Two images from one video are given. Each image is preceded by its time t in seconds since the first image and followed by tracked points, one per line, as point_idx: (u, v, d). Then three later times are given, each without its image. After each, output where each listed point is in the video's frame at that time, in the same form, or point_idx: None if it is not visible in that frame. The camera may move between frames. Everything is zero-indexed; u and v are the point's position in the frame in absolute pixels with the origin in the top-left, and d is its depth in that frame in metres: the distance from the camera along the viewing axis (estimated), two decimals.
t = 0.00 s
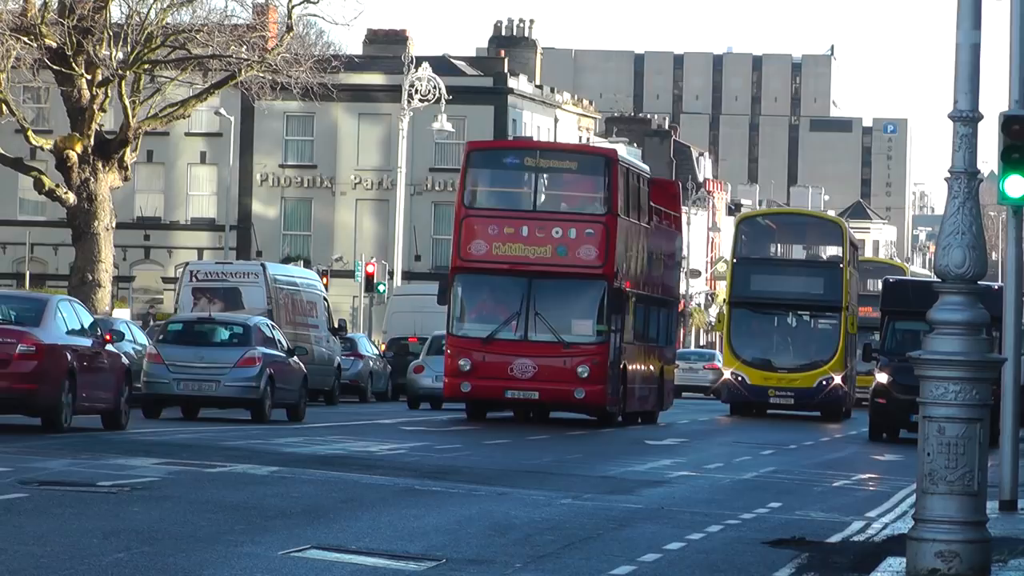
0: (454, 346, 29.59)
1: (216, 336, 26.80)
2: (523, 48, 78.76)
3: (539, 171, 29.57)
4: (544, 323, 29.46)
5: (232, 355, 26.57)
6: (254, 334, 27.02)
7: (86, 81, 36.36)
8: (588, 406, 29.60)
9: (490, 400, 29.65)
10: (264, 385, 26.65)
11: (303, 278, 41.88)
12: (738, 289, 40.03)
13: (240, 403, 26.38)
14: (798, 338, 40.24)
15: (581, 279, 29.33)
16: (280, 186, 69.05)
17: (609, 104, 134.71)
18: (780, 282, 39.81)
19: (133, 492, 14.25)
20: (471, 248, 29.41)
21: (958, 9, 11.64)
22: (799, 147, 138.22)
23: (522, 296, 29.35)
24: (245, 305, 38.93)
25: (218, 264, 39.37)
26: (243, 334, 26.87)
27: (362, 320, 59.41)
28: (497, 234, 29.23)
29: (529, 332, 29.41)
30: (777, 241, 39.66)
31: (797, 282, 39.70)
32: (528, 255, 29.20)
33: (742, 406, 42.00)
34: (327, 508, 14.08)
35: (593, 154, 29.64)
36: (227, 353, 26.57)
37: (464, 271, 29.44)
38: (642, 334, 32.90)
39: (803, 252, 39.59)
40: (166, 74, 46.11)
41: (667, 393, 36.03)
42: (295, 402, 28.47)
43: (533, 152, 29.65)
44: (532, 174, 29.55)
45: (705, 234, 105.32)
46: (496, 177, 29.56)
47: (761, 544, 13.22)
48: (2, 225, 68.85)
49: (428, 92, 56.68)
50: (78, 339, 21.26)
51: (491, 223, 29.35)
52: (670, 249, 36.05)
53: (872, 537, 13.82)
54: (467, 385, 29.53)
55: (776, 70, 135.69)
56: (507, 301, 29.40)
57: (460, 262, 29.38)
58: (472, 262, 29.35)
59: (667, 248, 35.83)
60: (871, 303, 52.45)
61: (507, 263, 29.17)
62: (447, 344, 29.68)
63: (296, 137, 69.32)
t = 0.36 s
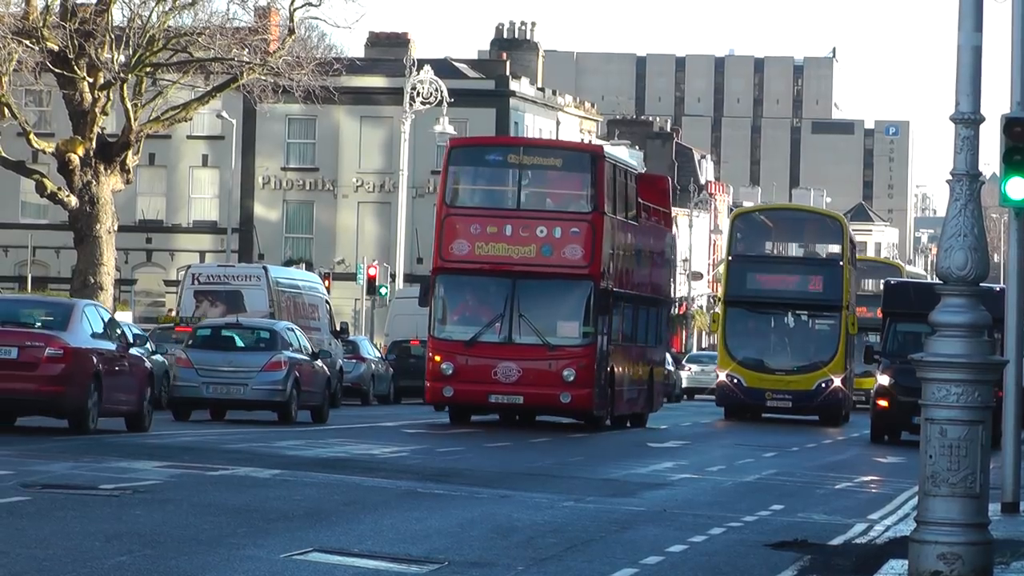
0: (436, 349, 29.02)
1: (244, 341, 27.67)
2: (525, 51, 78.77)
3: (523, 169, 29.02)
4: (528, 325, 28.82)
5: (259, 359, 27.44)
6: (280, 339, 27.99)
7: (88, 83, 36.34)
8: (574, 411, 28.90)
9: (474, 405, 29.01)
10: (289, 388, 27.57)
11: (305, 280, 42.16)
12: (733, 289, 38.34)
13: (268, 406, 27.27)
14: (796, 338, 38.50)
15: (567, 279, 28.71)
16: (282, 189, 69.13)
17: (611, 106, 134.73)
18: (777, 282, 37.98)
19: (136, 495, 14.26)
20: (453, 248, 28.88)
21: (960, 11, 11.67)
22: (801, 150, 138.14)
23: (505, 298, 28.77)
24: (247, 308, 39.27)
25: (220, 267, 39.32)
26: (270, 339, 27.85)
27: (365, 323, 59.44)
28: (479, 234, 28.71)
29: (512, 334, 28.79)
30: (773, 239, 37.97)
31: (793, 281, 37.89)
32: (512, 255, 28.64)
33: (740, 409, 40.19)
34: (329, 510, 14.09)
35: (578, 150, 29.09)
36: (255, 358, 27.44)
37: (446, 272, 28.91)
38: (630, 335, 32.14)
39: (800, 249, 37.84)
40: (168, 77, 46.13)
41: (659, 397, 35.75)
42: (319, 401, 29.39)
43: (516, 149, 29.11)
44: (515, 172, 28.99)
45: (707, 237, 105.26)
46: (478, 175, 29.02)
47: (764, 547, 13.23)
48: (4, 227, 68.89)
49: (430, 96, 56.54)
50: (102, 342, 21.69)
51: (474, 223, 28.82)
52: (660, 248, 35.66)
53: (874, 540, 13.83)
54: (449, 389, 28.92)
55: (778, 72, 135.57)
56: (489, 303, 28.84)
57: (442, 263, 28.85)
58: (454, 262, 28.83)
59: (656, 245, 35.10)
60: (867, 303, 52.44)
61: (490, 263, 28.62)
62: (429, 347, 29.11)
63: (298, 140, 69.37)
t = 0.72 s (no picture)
0: (416, 354, 28.03)
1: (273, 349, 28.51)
2: (526, 56, 78.78)
3: (508, 167, 28.33)
4: (513, 329, 27.93)
5: (287, 366, 28.22)
6: (307, 347, 28.76)
7: (90, 90, 36.28)
8: (560, 418, 27.97)
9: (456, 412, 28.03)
10: (317, 395, 28.31)
11: (307, 287, 42.27)
12: (725, 289, 37.18)
13: (295, 411, 28.01)
14: (792, 341, 37.26)
15: (553, 282, 27.91)
16: (283, 196, 69.23)
17: (612, 111, 134.83)
18: (773, 282, 36.78)
19: (138, 502, 14.24)
20: (435, 249, 28.09)
21: (960, 16, 11.72)
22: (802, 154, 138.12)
23: (489, 301, 27.90)
24: (249, 314, 39.36)
25: (222, 273, 39.35)
26: (298, 347, 28.68)
27: (366, 329, 59.42)
28: (462, 234, 27.94)
29: (497, 337, 27.88)
30: (768, 238, 36.88)
31: (789, 282, 36.66)
32: (497, 256, 27.87)
33: (732, 417, 38.82)
34: (331, 517, 14.07)
35: (564, 149, 28.43)
36: (283, 364, 28.23)
37: (429, 273, 28.07)
38: (618, 341, 31.62)
39: (796, 248, 36.67)
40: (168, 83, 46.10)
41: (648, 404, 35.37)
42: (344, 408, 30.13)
43: (501, 148, 28.45)
44: (500, 171, 28.28)
45: (708, 242, 105.24)
46: (461, 174, 28.31)
47: (766, 552, 13.21)
48: (5, 234, 68.89)
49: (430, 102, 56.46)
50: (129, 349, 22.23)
51: (456, 223, 28.05)
52: (648, 249, 35.29)
53: (877, 544, 13.82)
54: (431, 395, 27.95)
55: (779, 77, 135.50)
56: (473, 305, 27.95)
57: (424, 264, 28.05)
58: (437, 264, 28.02)
59: (645, 246, 34.90)
60: (864, 306, 52.43)
61: (474, 265, 27.85)
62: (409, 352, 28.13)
63: (299, 146, 69.41)
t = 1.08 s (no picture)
0: (399, 358, 27.63)
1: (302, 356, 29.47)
2: (527, 61, 78.80)
3: (492, 166, 27.86)
4: (497, 332, 27.40)
5: (316, 372, 29.20)
6: (336, 354, 29.74)
7: (91, 96, 36.32)
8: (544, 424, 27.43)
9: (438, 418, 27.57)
10: (343, 399, 29.25)
11: (308, 291, 42.40)
12: (717, 289, 35.93)
13: (323, 415, 28.98)
14: (785, 344, 36.04)
15: (539, 284, 27.41)
16: (285, 201, 69.31)
17: (613, 116, 134.88)
18: (767, 282, 35.56)
19: (139, 508, 14.23)
20: (417, 250, 27.65)
21: (960, 20, 11.72)
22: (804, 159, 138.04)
23: (472, 303, 27.43)
24: (251, 319, 39.52)
25: (223, 278, 39.50)
26: (326, 353, 29.65)
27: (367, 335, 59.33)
28: (445, 233, 27.49)
29: (480, 341, 27.37)
30: (761, 236, 35.72)
31: (784, 281, 35.44)
32: (480, 257, 27.41)
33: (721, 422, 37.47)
34: (333, 522, 14.06)
35: (551, 146, 27.96)
36: (312, 370, 29.21)
37: (411, 275, 27.64)
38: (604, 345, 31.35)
39: (791, 248, 35.50)
40: (169, 88, 46.08)
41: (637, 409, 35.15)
42: (371, 411, 31.08)
43: (485, 145, 27.99)
44: (484, 169, 27.81)
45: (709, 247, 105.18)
46: (443, 172, 27.82)
47: (769, 556, 13.20)
48: (6, 241, 68.91)
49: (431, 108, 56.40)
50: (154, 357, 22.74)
51: (439, 223, 27.60)
52: (637, 249, 35.03)
53: (880, 549, 13.80)
54: (412, 401, 27.50)
55: (780, 82, 135.37)
56: (456, 308, 27.48)
57: (406, 264, 27.58)
58: (419, 265, 27.57)
59: (633, 246, 34.68)
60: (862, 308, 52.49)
61: (457, 265, 27.40)
62: (391, 356, 27.72)
63: (300, 152, 69.42)
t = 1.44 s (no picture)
0: (375, 362, 26.87)
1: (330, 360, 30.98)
2: (527, 66, 78.84)
3: (472, 164, 27.09)
4: (477, 335, 26.67)
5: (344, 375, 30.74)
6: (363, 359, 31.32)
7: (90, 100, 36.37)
8: (526, 429, 26.75)
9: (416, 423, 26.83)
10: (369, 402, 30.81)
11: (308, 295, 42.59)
12: (704, 290, 35.13)
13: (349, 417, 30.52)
14: (775, 347, 35.27)
15: (521, 285, 26.70)
16: (285, 206, 69.28)
17: (613, 120, 134.90)
18: (757, 283, 34.80)
19: (139, 512, 14.22)
20: (394, 251, 26.86)
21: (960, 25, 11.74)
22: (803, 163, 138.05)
23: (451, 305, 26.65)
24: (251, 324, 39.74)
25: (222, 283, 39.54)
26: (353, 359, 31.20)
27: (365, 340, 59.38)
28: (423, 233, 26.73)
29: (460, 344, 26.62)
30: (753, 235, 34.87)
31: (775, 282, 34.71)
32: (460, 258, 26.65)
33: (710, 430, 36.64)
34: (333, 526, 14.06)
35: (531, 143, 27.26)
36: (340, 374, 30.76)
37: (388, 276, 26.84)
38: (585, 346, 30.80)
39: (784, 246, 34.68)
40: (168, 93, 46.05)
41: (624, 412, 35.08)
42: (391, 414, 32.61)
43: (463, 143, 27.23)
44: (463, 166, 27.03)
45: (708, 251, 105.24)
46: (421, 170, 27.03)
47: (768, 561, 13.21)
48: (6, 245, 68.93)
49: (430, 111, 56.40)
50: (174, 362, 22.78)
51: (417, 223, 26.84)
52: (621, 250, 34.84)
53: (878, 554, 13.80)
54: (391, 405, 26.75)
55: (779, 86, 135.20)
56: (435, 310, 26.72)
57: (383, 265, 26.81)
58: (397, 266, 26.78)
59: (618, 247, 34.55)
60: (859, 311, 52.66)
61: (435, 266, 26.62)
62: (368, 359, 26.96)
63: (300, 156, 69.35)
